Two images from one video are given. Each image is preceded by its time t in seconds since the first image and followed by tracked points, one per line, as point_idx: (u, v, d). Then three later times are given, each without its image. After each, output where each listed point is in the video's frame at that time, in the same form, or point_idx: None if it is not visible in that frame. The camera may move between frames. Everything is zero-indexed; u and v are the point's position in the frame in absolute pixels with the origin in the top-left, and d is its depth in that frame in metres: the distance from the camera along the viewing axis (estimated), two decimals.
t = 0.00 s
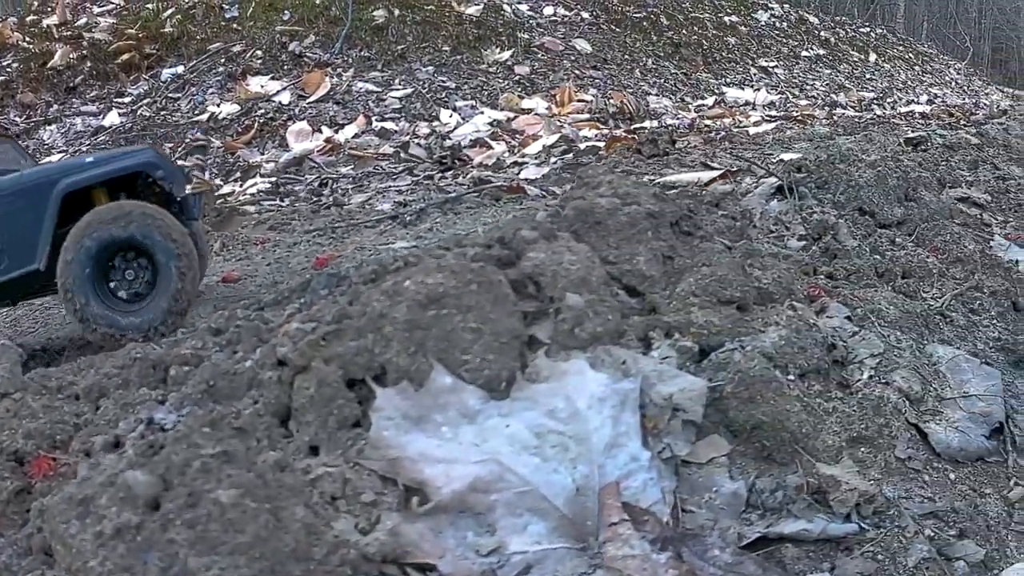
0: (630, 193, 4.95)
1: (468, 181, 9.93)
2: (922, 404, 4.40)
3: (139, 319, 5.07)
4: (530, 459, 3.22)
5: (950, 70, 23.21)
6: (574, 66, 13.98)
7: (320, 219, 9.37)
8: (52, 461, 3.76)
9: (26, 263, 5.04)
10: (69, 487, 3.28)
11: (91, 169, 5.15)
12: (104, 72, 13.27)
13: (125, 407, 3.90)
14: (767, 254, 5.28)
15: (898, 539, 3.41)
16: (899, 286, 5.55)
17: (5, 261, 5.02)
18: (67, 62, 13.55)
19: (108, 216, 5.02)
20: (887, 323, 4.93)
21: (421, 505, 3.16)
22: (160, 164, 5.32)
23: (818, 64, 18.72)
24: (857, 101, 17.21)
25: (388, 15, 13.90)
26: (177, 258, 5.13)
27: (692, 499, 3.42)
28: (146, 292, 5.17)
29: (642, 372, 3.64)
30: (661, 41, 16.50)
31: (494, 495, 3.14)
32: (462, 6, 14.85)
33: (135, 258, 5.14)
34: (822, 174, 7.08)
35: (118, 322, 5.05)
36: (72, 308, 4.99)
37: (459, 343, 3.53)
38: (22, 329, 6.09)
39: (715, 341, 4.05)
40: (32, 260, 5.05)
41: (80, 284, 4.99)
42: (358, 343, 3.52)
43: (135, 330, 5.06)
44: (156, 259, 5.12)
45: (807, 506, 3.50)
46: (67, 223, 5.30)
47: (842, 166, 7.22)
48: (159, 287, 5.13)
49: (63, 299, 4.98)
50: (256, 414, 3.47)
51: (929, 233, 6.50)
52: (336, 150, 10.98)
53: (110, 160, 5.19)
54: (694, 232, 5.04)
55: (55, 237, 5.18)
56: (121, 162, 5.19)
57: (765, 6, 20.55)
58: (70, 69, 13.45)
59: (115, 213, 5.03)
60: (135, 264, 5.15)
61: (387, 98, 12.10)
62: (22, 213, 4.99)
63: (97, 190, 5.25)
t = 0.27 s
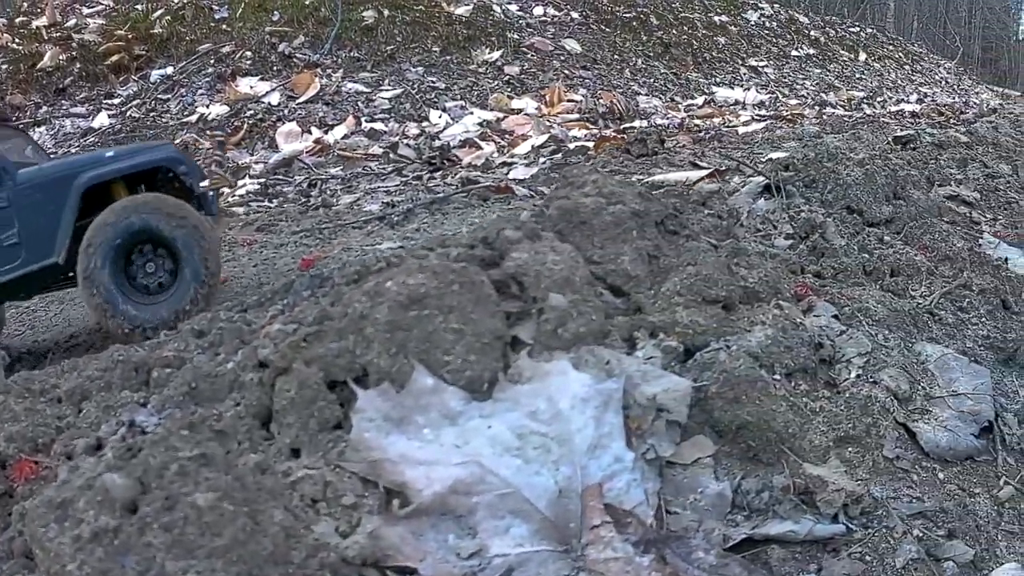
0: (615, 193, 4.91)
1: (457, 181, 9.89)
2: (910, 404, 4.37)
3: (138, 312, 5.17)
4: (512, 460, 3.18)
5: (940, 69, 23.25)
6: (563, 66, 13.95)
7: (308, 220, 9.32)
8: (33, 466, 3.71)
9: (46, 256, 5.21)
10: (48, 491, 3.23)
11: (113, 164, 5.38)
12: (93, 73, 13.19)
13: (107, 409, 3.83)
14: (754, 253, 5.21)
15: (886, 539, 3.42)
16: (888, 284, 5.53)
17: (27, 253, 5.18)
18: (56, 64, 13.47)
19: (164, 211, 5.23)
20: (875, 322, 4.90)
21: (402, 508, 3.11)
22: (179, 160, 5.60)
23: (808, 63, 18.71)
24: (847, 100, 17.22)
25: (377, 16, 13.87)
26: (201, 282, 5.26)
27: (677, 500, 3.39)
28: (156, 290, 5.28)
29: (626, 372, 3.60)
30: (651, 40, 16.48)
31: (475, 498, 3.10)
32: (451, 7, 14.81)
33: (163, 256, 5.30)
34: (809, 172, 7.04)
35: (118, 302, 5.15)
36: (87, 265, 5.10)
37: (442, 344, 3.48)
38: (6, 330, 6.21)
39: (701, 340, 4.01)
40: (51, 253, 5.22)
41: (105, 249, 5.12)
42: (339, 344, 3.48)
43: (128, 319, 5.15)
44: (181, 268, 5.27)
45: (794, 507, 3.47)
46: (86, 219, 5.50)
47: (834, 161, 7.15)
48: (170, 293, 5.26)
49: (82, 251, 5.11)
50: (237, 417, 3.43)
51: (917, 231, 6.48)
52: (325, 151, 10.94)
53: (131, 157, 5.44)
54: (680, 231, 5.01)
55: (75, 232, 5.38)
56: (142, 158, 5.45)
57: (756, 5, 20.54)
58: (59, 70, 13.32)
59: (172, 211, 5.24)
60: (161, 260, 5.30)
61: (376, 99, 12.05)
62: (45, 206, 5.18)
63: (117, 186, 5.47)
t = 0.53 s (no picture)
0: (604, 193, 4.85)
1: (448, 181, 9.84)
2: (903, 404, 4.34)
3: (138, 291, 5.04)
4: (498, 465, 3.12)
5: (932, 67, 23.26)
6: (555, 66, 13.90)
7: (299, 221, 9.24)
8: (15, 474, 3.56)
9: (65, 247, 5.13)
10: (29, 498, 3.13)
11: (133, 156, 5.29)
12: (83, 75, 13.06)
13: (91, 414, 3.73)
14: (744, 253, 5.15)
15: (879, 542, 3.43)
16: (880, 283, 5.49)
17: (46, 244, 5.11)
18: (47, 65, 13.33)
19: (214, 221, 5.16)
20: (867, 321, 4.85)
21: (387, 513, 3.05)
22: (203, 151, 5.49)
23: (799, 62, 18.68)
24: (838, 99, 17.22)
25: (368, 17, 13.81)
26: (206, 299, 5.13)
27: (667, 504, 3.33)
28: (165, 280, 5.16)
29: (616, 374, 3.53)
30: (643, 40, 16.45)
31: (461, 503, 3.04)
32: (443, 7, 14.75)
33: (189, 256, 5.19)
34: (801, 171, 7.00)
35: (128, 264, 5.02)
36: (123, 217, 5.01)
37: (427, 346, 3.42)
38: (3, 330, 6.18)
39: (691, 341, 3.96)
40: (70, 245, 5.14)
41: (151, 215, 5.04)
42: (323, 347, 3.41)
43: (128, 286, 5.02)
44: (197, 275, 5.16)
45: (786, 509, 3.44)
46: (105, 210, 5.42)
47: (826, 159, 7.12)
48: (176, 291, 5.12)
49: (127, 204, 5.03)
50: (221, 421, 3.36)
51: (909, 229, 6.44)
52: (317, 152, 10.88)
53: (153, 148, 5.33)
54: (670, 230, 4.97)
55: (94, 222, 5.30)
56: (164, 148, 5.34)
57: (747, 5, 20.53)
58: (49, 72, 13.18)
59: (220, 225, 5.18)
60: (186, 257, 5.19)
61: (367, 99, 11.99)
62: (63, 197, 5.11)
63: (135, 177, 5.38)
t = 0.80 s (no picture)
0: (596, 193, 4.77)
1: (441, 181, 9.75)
2: (900, 406, 4.27)
3: (150, 265, 4.74)
4: (488, 471, 3.04)
5: (924, 66, 23.25)
6: (548, 66, 13.83)
7: (291, 222, 9.12)
8: None
9: (86, 240, 4.84)
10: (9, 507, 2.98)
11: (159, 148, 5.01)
12: (76, 77, 12.88)
13: (75, 419, 3.58)
14: (739, 254, 5.09)
15: (879, 547, 3.39)
16: (875, 283, 5.42)
17: (66, 236, 4.83)
18: (39, 67, 13.10)
19: (253, 247, 4.91)
20: (863, 322, 4.79)
21: (373, 522, 2.98)
22: (226, 146, 5.21)
23: (792, 62, 18.64)
24: (830, 98, 17.17)
25: (361, 17, 13.75)
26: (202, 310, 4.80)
27: (660, 509, 3.27)
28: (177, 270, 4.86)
29: (608, 378, 3.46)
30: (636, 40, 16.38)
31: (449, 511, 2.96)
32: (435, 8, 14.67)
33: (211, 262, 4.90)
34: (795, 171, 6.94)
35: (157, 232, 4.74)
36: (173, 189, 4.78)
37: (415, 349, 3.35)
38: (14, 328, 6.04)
39: (685, 343, 3.89)
40: (89, 238, 4.84)
41: (205, 203, 4.82)
42: (309, 352, 3.33)
43: (144, 250, 4.72)
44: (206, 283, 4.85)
45: (782, 515, 3.39)
46: (126, 204, 5.14)
47: (820, 156, 7.05)
48: (181, 287, 4.81)
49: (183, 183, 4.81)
50: (206, 427, 3.26)
51: (905, 228, 6.37)
52: (309, 152, 10.77)
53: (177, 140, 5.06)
54: (664, 231, 4.91)
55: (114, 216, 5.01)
56: (189, 142, 5.07)
57: (739, 5, 20.50)
58: (42, 73, 12.99)
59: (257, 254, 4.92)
60: (205, 261, 4.90)
61: (360, 100, 11.90)
62: (84, 188, 4.82)
63: (156, 170, 5.08)
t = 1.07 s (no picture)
0: (591, 193, 4.69)
1: (434, 181, 9.68)
2: (900, 409, 4.20)
3: (183, 228, 4.87)
4: (480, 480, 2.96)
5: (918, 66, 23.21)
6: (542, 66, 13.76)
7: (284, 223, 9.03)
8: None
9: (111, 232, 4.99)
10: None
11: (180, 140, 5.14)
12: (69, 78, 12.75)
13: (61, 428, 3.46)
14: (736, 254, 5.01)
15: (879, 554, 3.32)
16: (874, 284, 5.35)
17: (90, 227, 4.96)
18: (32, 69, 12.93)
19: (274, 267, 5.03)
20: (862, 323, 4.72)
21: (363, 532, 2.90)
22: (251, 137, 5.31)
23: (786, 61, 18.59)
24: (825, 97, 17.11)
25: (354, 18, 13.68)
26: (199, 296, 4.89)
27: (657, 518, 3.19)
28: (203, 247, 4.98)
29: (604, 383, 3.38)
30: (630, 40, 16.33)
31: (441, 521, 2.89)
32: (429, 8, 14.60)
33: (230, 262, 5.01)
34: (791, 170, 6.87)
35: (209, 202, 4.91)
36: (242, 182, 4.98)
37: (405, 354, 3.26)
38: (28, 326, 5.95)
39: (681, 347, 3.82)
40: (114, 228, 5.00)
41: (260, 206, 4.99)
42: (299, 358, 3.24)
43: (188, 207, 4.88)
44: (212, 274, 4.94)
45: (781, 522, 3.32)
46: (151, 196, 5.28)
47: (818, 154, 6.97)
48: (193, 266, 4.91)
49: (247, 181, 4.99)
50: (193, 435, 3.17)
51: (902, 229, 6.30)
52: (303, 153, 10.67)
53: (198, 133, 5.20)
54: (660, 231, 4.83)
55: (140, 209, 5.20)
56: (212, 134, 5.19)
57: (733, 5, 20.46)
58: (36, 74, 12.83)
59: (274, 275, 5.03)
60: (224, 257, 5.01)
61: (354, 101, 11.83)
62: (108, 181, 4.96)
63: (179, 163, 5.22)
